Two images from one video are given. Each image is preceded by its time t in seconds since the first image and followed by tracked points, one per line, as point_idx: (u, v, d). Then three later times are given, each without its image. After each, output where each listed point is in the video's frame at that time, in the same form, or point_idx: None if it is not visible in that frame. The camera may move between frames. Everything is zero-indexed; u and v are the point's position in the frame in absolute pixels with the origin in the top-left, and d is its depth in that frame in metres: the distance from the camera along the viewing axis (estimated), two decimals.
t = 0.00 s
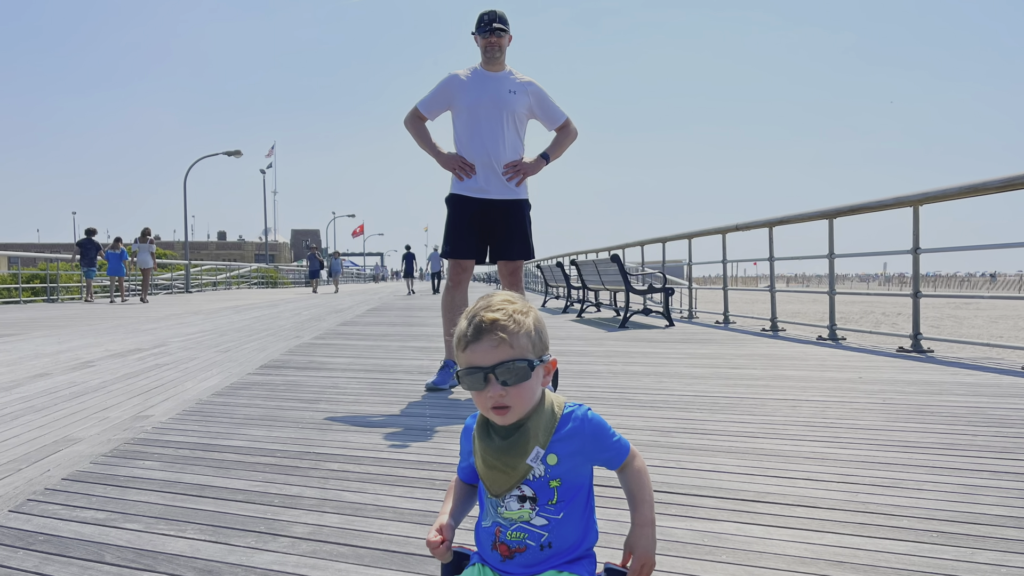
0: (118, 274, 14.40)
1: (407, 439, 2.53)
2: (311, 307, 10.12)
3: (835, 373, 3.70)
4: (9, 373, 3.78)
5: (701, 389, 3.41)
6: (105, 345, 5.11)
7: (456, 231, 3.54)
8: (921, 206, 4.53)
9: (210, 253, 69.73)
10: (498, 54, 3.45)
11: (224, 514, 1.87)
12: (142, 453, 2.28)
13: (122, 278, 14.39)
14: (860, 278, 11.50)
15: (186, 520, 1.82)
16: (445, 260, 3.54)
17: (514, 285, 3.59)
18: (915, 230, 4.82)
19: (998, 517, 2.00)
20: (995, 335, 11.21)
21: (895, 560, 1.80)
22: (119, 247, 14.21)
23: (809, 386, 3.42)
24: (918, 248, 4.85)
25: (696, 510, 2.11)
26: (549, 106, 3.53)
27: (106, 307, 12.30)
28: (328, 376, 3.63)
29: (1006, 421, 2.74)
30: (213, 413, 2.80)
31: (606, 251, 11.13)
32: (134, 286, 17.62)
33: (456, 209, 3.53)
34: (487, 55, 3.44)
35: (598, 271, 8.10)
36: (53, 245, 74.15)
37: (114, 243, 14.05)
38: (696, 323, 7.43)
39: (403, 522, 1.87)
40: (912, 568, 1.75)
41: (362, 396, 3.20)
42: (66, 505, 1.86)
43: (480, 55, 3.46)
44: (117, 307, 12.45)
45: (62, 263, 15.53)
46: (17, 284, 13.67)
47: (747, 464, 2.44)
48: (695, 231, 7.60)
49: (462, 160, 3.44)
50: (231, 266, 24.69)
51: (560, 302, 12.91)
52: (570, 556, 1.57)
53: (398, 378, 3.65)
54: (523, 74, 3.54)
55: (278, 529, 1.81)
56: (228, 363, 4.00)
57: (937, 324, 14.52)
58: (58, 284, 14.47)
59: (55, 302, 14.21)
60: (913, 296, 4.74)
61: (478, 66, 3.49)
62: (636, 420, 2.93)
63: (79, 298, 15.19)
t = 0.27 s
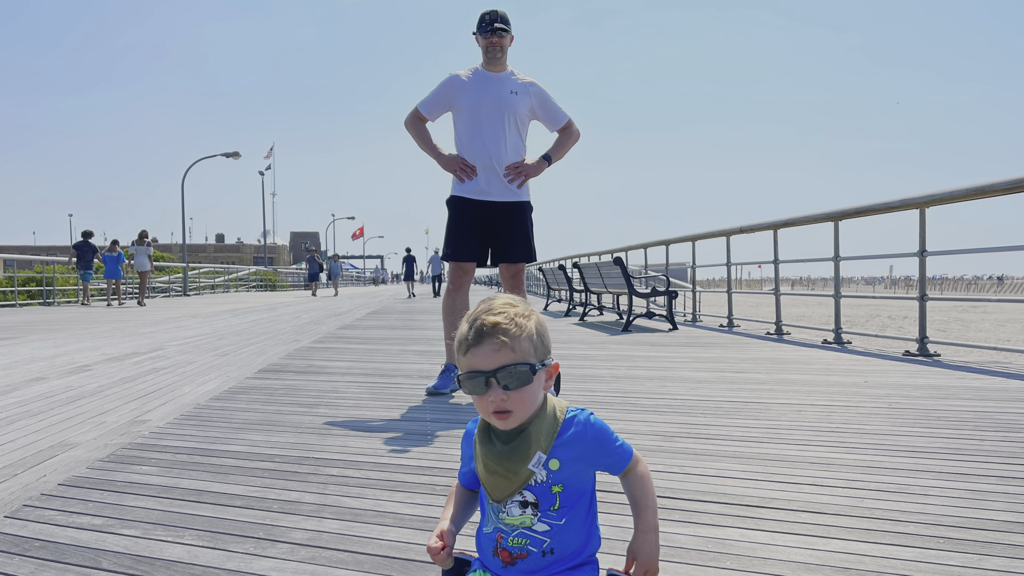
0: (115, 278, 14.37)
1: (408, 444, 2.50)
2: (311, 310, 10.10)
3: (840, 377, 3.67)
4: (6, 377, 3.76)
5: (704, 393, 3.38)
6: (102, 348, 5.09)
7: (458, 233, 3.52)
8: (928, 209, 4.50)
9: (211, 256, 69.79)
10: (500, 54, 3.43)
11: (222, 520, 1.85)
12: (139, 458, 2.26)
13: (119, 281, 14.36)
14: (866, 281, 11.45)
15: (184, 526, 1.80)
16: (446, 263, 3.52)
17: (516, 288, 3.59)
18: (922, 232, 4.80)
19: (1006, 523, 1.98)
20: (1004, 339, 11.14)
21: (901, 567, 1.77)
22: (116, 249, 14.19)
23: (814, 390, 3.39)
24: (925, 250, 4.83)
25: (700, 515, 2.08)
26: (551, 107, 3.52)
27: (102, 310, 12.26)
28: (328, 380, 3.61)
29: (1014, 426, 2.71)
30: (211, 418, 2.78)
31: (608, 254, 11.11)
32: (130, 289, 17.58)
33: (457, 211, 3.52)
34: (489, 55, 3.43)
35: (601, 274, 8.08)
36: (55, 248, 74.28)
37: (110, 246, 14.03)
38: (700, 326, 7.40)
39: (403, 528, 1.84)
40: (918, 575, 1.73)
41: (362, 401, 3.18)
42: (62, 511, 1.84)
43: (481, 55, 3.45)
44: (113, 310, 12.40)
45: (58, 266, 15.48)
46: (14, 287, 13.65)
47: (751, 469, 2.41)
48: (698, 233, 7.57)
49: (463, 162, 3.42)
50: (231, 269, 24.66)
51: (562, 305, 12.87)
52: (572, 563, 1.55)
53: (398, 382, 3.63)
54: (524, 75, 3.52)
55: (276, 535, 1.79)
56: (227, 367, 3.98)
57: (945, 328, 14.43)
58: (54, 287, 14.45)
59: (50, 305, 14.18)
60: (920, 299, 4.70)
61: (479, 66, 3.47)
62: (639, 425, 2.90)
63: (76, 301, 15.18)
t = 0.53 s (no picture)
0: (112, 280, 14.33)
1: (409, 449, 2.48)
2: (310, 313, 10.08)
3: (846, 381, 3.64)
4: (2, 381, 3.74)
5: (707, 398, 3.35)
6: (99, 352, 5.07)
7: (459, 236, 3.50)
8: (935, 211, 4.47)
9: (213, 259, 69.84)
10: (501, 54, 3.42)
11: (220, 526, 1.83)
12: (137, 463, 2.24)
13: (116, 284, 14.32)
14: (871, 284, 11.39)
15: (182, 532, 1.78)
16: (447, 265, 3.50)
17: (517, 291, 3.55)
18: (929, 234, 4.77)
19: (1014, 529, 1.95)
20: (1011, 343, 11.07)
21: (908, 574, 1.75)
22: (113, 251, 14.16)
23: (819, 394, 3.37)
24: (931, 253, 4.80)
25: (704, 522, 2.06)
26: (553, 108, 3.51)
27: (99, 313, 12.22)
28: (327, 384, 3.59)
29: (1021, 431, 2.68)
30: (210, 422, 2.77)
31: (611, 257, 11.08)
32: (127, 292, 17.54)
33: (458, 213, 3.50)
34: (490, 55, 3.41)
35: (604, 276, 8.05)
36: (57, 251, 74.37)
37: (106, 249, 14.00)
38: (704, 329, 7.37)
39: (403, 534, 1.82)
40: None
41: (362, 405, 3.16)
42: (58, 517, 1.82)
43: (482, 55, 3.43)
44: (111, 313, 12.38)
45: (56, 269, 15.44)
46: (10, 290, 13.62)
47: (755, 474, 2.39)
48: (702, 236, 7.54)
49: (464, 164, 3.41)
50: (231, 272, 24.64)
51: (565, 308, 12.83)
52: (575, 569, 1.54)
53: (399, 386, 3.60)
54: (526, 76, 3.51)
55: (275, 541, 1.76)
56: (225, 371, 3.95)
57: (951, 331, 14.35)
58: (49, 290, 14.42)
59: (45, 308, 14.14)
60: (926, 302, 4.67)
61: (480, 66, 3.46)
62: (641, 429, 2.88)
63: (72, 304, 15.15)
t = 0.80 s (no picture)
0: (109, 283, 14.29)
1: (410, 454, 2.46)
2: (310, 317, 10.04)
3: (852, 385, 3.62)
4: None
5: (711, 403, 3.33)
6: (96, 356, 5.05)
7: (459, 238, 3.48)
8: (941, 213, 4.45)
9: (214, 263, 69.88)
10: (502, 54, 3.40)
11: (218, 532, 1.81)
12: (134, 469, 2.22)
13: (113, 287, 14.28)
14: (876, 287, 11.35)
15: (179, 538, 1.76)
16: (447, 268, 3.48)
17: (519, 294, 3.52)
18: (936, 237, 4.74)
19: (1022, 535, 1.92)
20: (1018, 347, 11.02)
21: None
22: (110, 254, 14.12)
23: (824, 399, 3.34)
24: (938, 256, 4.78)
25: (708, 528, 2.03)
26: (555, 109, 3.49)
27: (96, 317, 12.18)
28: (327, 389, 3.57)
29: None
30: (208, 427, 2.75)
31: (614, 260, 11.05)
32: (125, 295, 17.51)
33: (459, 215, 3.48)
34: (491, 56, 3.40)
35: (607, 279, 8.03)
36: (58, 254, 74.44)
37: (103, 251, 13.96)
38: (708, 333, 7.34)
39: (403, 540, 1.79)
40: None
41: (362, 410, 3.14)
42: (54, 523, 1.80)
43: (483, 56, 3.41)
44: (109, 317, 12.34)
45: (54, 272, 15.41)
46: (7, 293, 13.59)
47: (759, 479, 2.36)
48: (706, 239, 7.51)
49: (465, 165, 3.41)
50: (230, 275, 24.63)
51: (567, 312, 12.80)
52: None
53: (399, 391, 3.58)
54: (528, 76, 3.49)
55: (274, 547, 1.74)
56: (224, 375, 3.93)
57: (958, 335, 14.29)
58: (45, 294, 14.38)
59: (42, 311, 14.10)
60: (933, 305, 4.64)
61: (482, 67, 3.44)
62: (644, 434, 2.85)
63: (67, 307, 15.10)
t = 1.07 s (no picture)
0: (105, 287, 14.24)
1: (410, 459, 2.44)
2: (308, 321, 10.01)
3: (857, 390, 3.59)
4: None
5: (715, 407, 3.30)
6: (92, 361, 5.02)
7: (460, 241, 3.46)
8: (948, 215, 4.42)
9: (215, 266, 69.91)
10: (504, 55, 3.39)
11: (216, 538, 1.78)
12: (132, 474, 2.21)
13: (110, 290, 14.23)
14: (880, 291, 11.32)
15: (177, 544, 1.74)
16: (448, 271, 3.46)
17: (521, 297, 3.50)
18: (943, 240, 4.72)
19: None
20: None
21: None
22: (105, 257, 14.07)
23: (829, 403, 3.32)
24: (945, 259, 4.75)
25: (713, 534, 2.01)
26: (557, 111, 3.47)
27: (93, 320, 12.13)
28: (326, 393, 3.54)
29: None
30: (206, 432, 2.72)
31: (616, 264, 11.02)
32: (121, 298, 17.44)
33: (460, 217, 3.46)
34: (492, 56, 3.38)
35: (610, 283, 8.00)
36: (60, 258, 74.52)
37: (99, 254, 13.90)
38: (712, 337, 7.31)
39: (404, 546, 1.77)
40: None
41: (362, 415, 3.11)
42: (50, 529, 1.78)
43: (485, 56, 3.40)
44: (107, 320, 12.29)
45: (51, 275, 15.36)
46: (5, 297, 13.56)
47: (763, 485, 2.34)
48: (709, 242, 7.49)
49: (466, 167, 3.39)
50: (228, 278, 24.59)
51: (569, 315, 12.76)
52: None
53: (400, 395, 3.56)
54: (530, 77, 3.47)
55: (273, 553, 1.72)
56: (222, 379, 3.91)
57: (963, 338, 14.24)
58: (42, 297, 14.33)
59: (38, 314, 14.05)
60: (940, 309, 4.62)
61: (483, 67, 3.43)
62: (647, 439, 2.82)
63: (64, 311, 15.05)
